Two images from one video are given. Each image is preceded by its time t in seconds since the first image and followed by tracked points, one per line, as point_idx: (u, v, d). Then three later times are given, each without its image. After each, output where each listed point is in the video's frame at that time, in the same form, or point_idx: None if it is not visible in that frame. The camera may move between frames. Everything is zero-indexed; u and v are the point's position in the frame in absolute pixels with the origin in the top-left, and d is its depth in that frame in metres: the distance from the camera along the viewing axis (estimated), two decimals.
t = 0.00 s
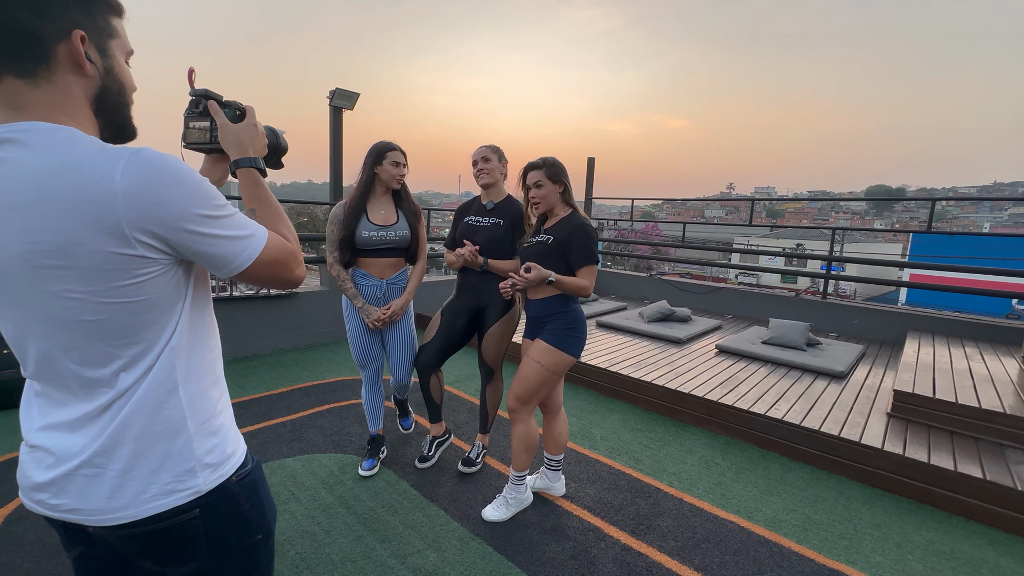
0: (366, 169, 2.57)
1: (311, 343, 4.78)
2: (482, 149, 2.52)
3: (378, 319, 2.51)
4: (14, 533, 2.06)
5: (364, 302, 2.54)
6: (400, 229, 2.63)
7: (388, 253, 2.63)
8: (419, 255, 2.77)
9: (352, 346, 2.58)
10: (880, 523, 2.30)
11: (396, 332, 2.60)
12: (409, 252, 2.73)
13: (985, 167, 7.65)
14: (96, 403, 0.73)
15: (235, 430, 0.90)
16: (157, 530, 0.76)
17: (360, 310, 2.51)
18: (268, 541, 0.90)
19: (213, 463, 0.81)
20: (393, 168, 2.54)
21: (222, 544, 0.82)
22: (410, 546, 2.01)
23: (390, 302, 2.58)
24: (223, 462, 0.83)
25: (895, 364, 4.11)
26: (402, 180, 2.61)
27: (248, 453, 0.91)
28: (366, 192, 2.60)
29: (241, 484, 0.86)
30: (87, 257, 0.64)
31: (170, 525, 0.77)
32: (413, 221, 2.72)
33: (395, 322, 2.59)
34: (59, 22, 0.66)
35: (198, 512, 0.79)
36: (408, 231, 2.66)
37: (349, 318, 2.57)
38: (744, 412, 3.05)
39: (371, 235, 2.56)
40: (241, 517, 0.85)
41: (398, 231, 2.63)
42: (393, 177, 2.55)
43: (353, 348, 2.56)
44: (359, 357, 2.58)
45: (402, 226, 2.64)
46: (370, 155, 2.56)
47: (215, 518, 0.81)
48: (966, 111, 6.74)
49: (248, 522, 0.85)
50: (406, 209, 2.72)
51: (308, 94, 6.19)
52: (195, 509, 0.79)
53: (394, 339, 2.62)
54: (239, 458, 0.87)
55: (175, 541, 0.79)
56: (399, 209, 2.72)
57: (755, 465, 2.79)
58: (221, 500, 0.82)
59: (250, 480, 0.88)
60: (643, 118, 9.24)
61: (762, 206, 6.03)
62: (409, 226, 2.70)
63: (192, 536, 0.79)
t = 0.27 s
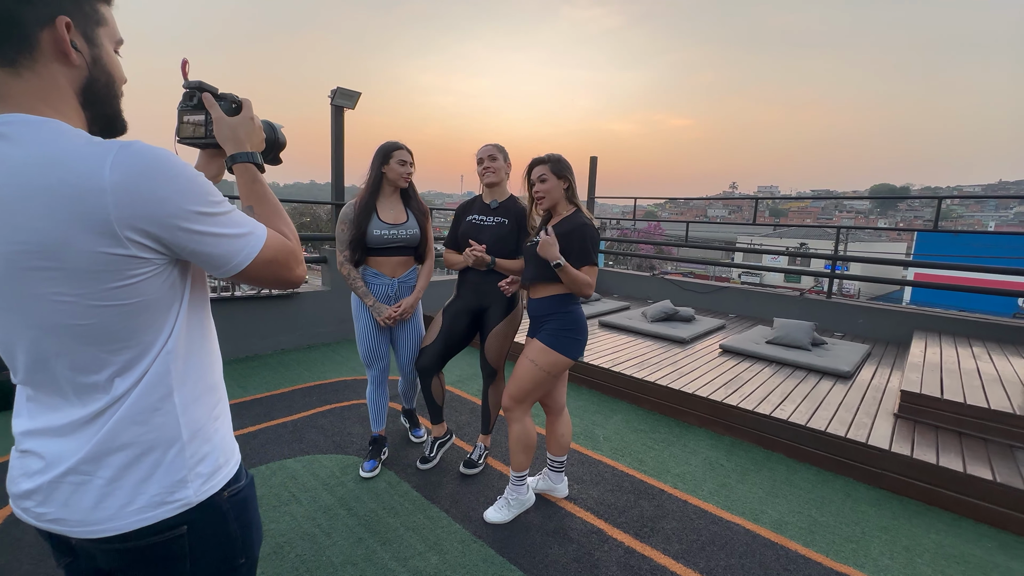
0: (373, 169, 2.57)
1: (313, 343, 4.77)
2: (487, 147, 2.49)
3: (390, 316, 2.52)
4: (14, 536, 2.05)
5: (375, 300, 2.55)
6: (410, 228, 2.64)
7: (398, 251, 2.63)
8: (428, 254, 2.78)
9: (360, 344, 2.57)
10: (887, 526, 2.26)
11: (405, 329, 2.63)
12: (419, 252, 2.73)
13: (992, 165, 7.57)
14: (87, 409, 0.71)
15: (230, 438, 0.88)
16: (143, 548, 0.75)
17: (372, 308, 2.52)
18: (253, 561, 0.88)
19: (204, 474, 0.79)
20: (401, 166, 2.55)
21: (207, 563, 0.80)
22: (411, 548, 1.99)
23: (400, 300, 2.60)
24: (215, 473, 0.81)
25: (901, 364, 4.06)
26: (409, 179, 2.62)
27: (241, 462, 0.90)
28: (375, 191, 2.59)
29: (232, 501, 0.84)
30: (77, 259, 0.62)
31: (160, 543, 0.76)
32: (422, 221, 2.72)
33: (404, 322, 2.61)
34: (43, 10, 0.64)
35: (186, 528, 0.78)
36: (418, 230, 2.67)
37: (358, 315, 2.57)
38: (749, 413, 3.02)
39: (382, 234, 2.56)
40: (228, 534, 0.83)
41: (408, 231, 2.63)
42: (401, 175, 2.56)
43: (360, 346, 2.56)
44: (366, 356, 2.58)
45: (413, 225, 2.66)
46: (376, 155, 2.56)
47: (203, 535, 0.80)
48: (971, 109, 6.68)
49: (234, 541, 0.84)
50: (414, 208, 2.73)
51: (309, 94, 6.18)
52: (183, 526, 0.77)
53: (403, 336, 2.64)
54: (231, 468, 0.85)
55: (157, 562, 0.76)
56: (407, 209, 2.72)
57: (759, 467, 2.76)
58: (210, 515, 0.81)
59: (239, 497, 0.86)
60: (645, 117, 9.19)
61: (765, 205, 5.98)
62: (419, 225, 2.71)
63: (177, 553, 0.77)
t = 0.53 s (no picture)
0: (384, 168, 2.61)
1: (314, 343, 4.75)
2: (487, 145, 2.47)
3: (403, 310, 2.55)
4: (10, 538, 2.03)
5: (389, 295, 2.56)
6: (424, 225, 2.67)
7: (412, 248, 2.66)
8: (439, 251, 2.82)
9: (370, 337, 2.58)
10: (895, 530, 2.23)
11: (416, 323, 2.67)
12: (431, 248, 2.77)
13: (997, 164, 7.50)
14: (73, 419, 0.68)
15: (225, 449, 0.85)
16: (126, 568, 0.72)
17: (385, 303, 2.54)
18: None
19: (195, 487, 0.76)
20: (408, 163, 2.55)
21: None
22: (410, 552, 1.96)
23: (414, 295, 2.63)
24: (207, 487, 0.78)
25: (906, 365, 4.02)
26: (417, 175, 2.63)
27: (236, 474, 0.86)
28: (387, 189, 2.63)
29: (223, 517, 0.81)
30: (59, 260, 0.59)
31: (146, 562, 0.73)
32: (433, 218, 2.76)
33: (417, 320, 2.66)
34: None
35: (174, 547, 0.75)
36: (430, 227, 2.70)
37: (371, 311, 2.57)
38: (753, 414, 2.99)
39: (397, 231, 2.59)
40: (217, 554, 0.80)
41: (421, 227, 2.66)
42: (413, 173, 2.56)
43: (371, 343, 2.56)
44: (376, 353, 2.58)
45: (425, 222, 2.68)
46: (387, 154, 2.60)
47: (191, 554, 0.77)
48: (974, 108, 6.63)
49: (222, 560, 0.81)
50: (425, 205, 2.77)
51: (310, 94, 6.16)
52: (171, 544, 0.74)
53: (413, 330, 2.68)
54: (225, 480, 0.82)
55: None
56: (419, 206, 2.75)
57: (763, 469, 2.73)
58: (200, 532, 0.78)
59: (231, 514, 0.84)
60: (647, 117, 9.14)
61: (769, 204, 5.93)
62: (430, 222, 2.74)
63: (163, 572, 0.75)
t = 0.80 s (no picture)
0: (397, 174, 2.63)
1: (321, 344, 4.75)
2: (492, 146, 2.44)
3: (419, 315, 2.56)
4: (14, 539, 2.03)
5: (406, 299, 2.57)
6: (439, 231, 2.70)
7: (427, 253, 2.68)
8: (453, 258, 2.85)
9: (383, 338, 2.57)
10: (912, 542, 2.15)
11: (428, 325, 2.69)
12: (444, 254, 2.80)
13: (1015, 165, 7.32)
14: (52, 437, 0.61)
15: (219, 465, 0.79)
16: None
17: (403, 307, 2.55)
18: None
19: (188, 508, 0.70)
20: (419, 168, 2.57)
21: None
22: (413, 559, 1.93)
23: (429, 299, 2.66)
24: (200, 507, 0.73)
25: (923, 370, 3.91)
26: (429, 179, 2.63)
27: (231, 492, 0.81)
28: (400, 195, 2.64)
29: (216, 541, 0.76)
30: (40, 262, 0.53)
31: None
32: (446, 224, 2.80)
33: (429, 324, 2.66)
34: None
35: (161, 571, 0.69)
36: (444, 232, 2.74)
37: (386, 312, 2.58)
38: (764, 420, 2.92)
39: (413, 236, 2.60)
40: None
41: (436, 232, 2.69)
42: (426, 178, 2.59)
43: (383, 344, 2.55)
44: (386, 354, 2.56)
45: (440, 227, 2.72)
46: (398, 161, 2.62)
47: None
48: (990, 108, 6.49)
49: None
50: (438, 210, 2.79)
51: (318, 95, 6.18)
52: (159, 568, 0.69)
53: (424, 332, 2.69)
54: (220, 499, 0.77)
55: None
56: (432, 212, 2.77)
57: (776, 477, 2.66)
58: (189, 557, 0.72)
59: (225, 536, 0.78)
60: (655, 117, 9.07)
61: (780, 206, 5.84)
62: (445, 228, 2.77)
63: None
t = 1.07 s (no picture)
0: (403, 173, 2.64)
1: (323, 346, 4.74)
2: (495, 147, 2.41)
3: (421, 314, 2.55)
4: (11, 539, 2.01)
5: (410, 298, 2.56)
6: (444, 231, 2.69)
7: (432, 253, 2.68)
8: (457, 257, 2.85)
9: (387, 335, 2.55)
10: (922, 555, 2.10)
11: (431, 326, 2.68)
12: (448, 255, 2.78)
13: None
14: (22, 453, 0.59)
15: (200, 483, 0.77)
16: None
17: (406, 305, 2.53)
18: None
19: (162, 533, 0.68)
20: (421, 164, 2.55)
21: None
22: (410, 566, 1.90)
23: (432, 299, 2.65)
24: (177, 531, 0.70)
25: (933, 377, 3.84)
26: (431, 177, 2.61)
27: (212, 512, 0.79)
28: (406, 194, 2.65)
29: (193, 566, 0.74)
30: (6, 269, 0.51)
31: None
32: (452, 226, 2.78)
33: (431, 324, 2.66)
34: None
35: None
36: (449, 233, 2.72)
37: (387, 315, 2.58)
38: (770, 427, 2.87)
39: (418, 235, 2.60)
40: None
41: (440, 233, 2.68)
42: (427, 174, 2.56)
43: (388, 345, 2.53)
44: (392, 356, 2.54)
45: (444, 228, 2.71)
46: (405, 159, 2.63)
47: None
48: (1002, 111, 6.39)
49: None
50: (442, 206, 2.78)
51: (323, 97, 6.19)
52: None
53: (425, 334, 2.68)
54: (199, 521, 0.74)
55: None
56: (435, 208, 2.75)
57: (781, 485, 2.61)
58: None
59: (203, 559, 0.76)
60: (661, 120, 9.03)
61: (787, 209, 5.78)
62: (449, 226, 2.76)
63: None
